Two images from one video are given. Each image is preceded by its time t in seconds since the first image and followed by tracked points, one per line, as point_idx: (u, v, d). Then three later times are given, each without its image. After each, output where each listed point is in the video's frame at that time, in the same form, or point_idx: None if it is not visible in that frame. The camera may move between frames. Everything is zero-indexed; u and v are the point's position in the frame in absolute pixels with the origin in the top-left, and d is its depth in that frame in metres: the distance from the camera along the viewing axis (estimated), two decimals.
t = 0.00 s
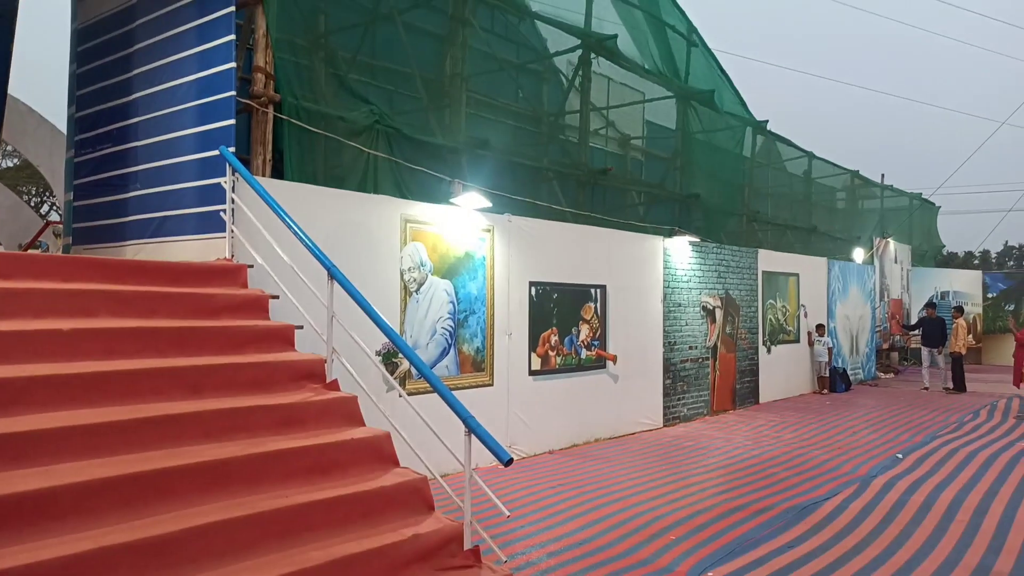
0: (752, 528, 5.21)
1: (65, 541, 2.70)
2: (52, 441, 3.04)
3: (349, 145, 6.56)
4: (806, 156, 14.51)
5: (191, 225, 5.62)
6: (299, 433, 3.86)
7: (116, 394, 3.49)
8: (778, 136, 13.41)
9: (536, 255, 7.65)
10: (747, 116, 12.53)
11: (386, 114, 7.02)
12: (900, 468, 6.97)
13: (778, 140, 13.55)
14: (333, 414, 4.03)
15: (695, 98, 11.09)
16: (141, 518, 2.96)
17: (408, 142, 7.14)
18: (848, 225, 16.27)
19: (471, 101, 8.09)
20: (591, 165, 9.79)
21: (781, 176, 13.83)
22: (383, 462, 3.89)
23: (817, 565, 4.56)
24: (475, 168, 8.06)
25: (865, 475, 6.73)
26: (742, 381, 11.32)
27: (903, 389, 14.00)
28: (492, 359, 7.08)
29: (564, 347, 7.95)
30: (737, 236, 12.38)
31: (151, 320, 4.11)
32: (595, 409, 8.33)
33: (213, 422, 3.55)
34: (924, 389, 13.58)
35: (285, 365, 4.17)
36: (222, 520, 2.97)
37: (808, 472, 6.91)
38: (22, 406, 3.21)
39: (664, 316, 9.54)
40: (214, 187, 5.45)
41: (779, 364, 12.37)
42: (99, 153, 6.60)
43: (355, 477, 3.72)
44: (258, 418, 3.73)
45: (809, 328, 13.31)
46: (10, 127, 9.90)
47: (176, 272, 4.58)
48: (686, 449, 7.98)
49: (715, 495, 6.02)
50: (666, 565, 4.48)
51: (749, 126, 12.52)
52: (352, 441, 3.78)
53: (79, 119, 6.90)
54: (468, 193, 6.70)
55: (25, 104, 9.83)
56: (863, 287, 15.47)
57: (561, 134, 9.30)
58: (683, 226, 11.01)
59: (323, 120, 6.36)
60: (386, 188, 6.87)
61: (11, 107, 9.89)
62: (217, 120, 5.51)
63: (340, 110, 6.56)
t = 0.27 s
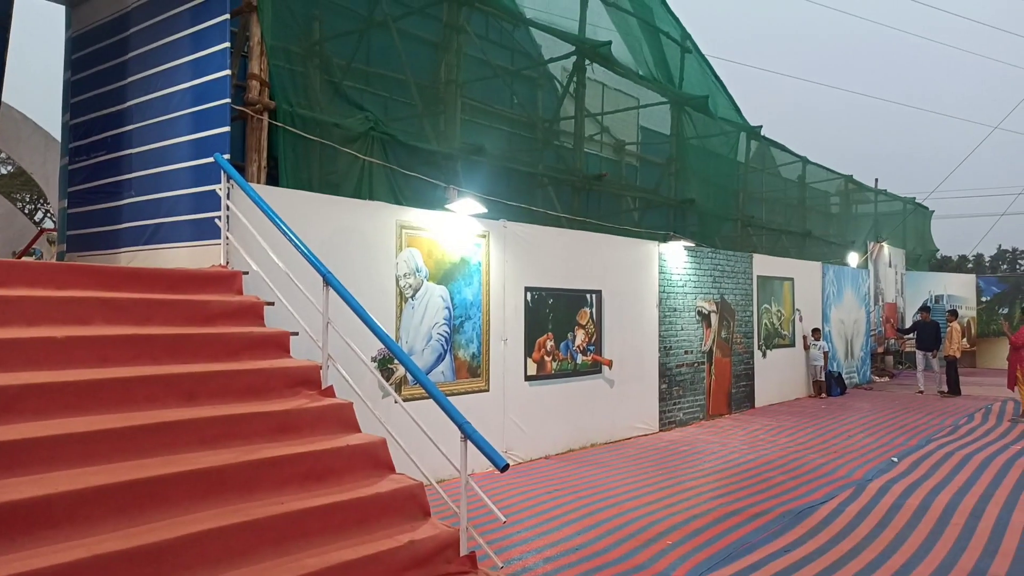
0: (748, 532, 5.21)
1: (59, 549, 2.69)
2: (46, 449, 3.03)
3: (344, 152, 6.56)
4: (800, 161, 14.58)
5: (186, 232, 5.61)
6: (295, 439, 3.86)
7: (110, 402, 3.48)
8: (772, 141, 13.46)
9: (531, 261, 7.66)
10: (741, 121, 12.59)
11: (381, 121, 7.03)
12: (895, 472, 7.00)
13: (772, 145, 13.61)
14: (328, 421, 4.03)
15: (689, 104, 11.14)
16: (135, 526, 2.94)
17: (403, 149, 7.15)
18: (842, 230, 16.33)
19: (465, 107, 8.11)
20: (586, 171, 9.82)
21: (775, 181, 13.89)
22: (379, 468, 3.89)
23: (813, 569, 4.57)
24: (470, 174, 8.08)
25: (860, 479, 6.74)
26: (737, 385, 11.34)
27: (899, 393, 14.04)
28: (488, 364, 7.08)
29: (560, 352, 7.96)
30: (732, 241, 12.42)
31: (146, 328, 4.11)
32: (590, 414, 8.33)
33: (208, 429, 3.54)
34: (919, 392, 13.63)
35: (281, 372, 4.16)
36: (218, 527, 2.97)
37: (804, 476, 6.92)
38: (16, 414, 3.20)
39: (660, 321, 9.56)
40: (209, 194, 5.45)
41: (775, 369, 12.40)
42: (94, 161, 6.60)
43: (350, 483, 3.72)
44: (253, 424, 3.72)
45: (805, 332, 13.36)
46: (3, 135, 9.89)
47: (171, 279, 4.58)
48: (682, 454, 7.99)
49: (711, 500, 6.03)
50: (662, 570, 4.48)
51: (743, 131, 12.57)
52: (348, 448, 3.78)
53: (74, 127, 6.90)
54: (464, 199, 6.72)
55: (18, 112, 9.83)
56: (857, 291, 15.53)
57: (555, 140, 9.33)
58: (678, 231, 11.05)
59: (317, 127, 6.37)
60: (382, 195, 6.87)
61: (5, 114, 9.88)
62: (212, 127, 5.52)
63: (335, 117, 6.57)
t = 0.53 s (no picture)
0: (742, 534, 5.23)
1: (51, 552, 2.68)
2: (38, 452, 3.02)
3: (338, 154, 6.56)
4: (793, 163, 14.65)
5: (179, 234, 5.60)
6: (288, 442, 3.85)
7: (103, 404, 3.47)
8: (765, 144, 13.52)
9: (525, 263, 7.67)
10: (734, 124, 12.64)
11: (375, 123, 7.02)
12: (887, 473, 7.02)
13: (766, 147, 13.66)
14: (322, 424, 4.02)
15: (683, 107, 11.16)
16: (127, 529, 2.93)
17: (397, 152, 7.14)
18: (835, 232, 16.41)
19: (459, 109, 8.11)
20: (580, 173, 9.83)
21: (769, 183, 13.94)
22: (373, 471, 3.89)
23: (806, 571, 4.58)
24: (464, 176, 8.08)
25: (853, 481, 6.77)
26: (731, 387, 11.37)
27: (892, 394, 14.09)
28: (482, 366, 7.08)
29: (554, 354, 7.97)
30: (726, 243, 12.46)
31: (139, 331, 4.10)
32: (584, 416, 8.34)
33: (201, 432, 3.53)
34: (912, 394, 13.69)
35: (274, 374, 4.16)
36: (211, 530, 2.96)
37: (797, 477, 6.95)
38: (8, 417, 3.19)
39: (653, 323, 9.58)
40: (202, 196, 5.44)
41: (768, 370, 12.44)
42: (86, 163, 6.57)
43: (344, 486, 3.71)
44: (246, 427, 3.71)
45: (798, 334, 13.42)
46: None
47: (164, 281, 4.57)
48: (676, 455, 8.00)
49: (704, 501, 6.04)
50: (655, 572, 4.49)
51: (737, 134, 12.61)
52: (341, 451, 3.77)
53: (66, 129, 6.88)
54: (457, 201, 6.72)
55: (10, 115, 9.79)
56: (850, 292, 15.61)
57: (549, 142, 9.34)
58: (672, 234, 11.07)
59: (311, 130, 6.36)
60: (375, 197, 6.86)
61: None
62: (205, 130, 5.51)
63: (328, 119, 6.56)
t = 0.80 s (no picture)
0: (736, 535, 5.24)
1: (43, 553, 2.66)
2: (31, 453, 3.00)
3: (333, 155, 6.55)
4: (787, 166, 14.71)
5: (173, 234, 5.58)
6: (282, 443, 3.84)
7: (96, 405, 3.46)
8: (759, 146, 13.56)
9: (520, 265, 7.67)
10: (729, 127, 12.67)
11: (370, 124, 7.02)
12: (881, 476, 7.04)
13: (760, 150, 13.71)
14: (316, 425, 4.01)
15: (678, 109, 11.19)
16: (120, 530, 2.92)
17: (392, 152, 7.14)
18: (829, 235, 16.47)
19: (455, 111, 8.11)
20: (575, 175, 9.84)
21: (763, 186, 13.99)
22: (367, 472, 3.88)
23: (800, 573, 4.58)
24: (459, 178, 8.09)
25: (847, 482, 6.79)
26: (725, 389, 11.40)
27: (885, 396, 14.14)
28: (477, 367, 7.07)
29: (549, 355, 7.97)
30: (720, 246, 12.49)
31: (132, 331, 4.08)
32: (579, 418, 8.34)
33: (195, 433, 3.52)
34: (905, 396, 13.73)
35: (268, 375, 4.15)
36: (204, 532, 2.95)
37: (791, 479, 6.96)
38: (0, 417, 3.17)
39: (648, 325, 9.60)
40: (196, 197, 5.42)
41: (763, 372, 12.47)
42: (80, 162, 6.55)
43: (338, 487, 3.70)
44: (240, 428, 3.70)
45: (792, 336, 13.47)
46: None
47: (158, 282, 4.55)
48: (670, 457, 8.01)
49: (699, 503, 6.05)
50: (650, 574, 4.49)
51: (731, 136, 12.65)
52: (335, 452, 3.76)
53: (60, 129, 6.85)
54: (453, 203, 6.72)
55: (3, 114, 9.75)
56: (844, 295, 15.66)
57: (545, 144, 9.34)
58: (667, 236, 11.09)
59: (305, 130, 6.34)
60: (370, 198, 6.86)
61: None
62: (200, 130, 5.49)
63: (323, 120, 6.55)
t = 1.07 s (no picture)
0: (730, 538, 5.24)
1: (35, 557, 2.64)
2: (22, 456, 2.98)
3: (328, 156, 6.54)
4: (782, 169, 14.74)
5: (167, 235, 5.56)
6: (276, 446, 3.82)
7: (89, 407, 3.44)
8: (754, 149, 13.59)
9: (515, 267, 7.67)
10: (724, 130, 12.70)
11: (365, 126, 7.00)
12: (874, 479, 7.06)
13: (755, 153, 13.74)
14: (310, 427, 4.00)
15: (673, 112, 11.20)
16: (113, 534, 2.90)
17: (387, 154, 7.14)
18: (824, 238, 16.52)
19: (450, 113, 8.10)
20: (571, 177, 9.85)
21: (757, 189, 14.03)
22: (361, 475, 3.87)
23: None
24: (454, 180, 8.08)
25: (840, 485, 6.80)
26: (720, 392, 11.41)
27: (879, 399, 14.18)
28: (471, 369, 7.07)
29: (544, 357, 7.96)
30: (715, 248, 12.52)
31: (126, 333, 4.06)
32: (573, 420, 8.33)
33: (188, 435, 3.51)
34: (899, 399, 13.78)
35: (262, 377, 4.13)
36: (198, 535, 2.94)
37: (785, 482, 6.97)
38: None
39: (643, 327, 9.61)
40: (191, 198, 5.40)
41: (757, 375, 12.50)
42: (74, 163, 6.52)
43: (332, 491, 3.69)
44: (234, 431, 3.68)
45: (787, 339, 13.50)
46: None
47: (151, 284, 4.53)
48: (665, 460, 8.02)
49: (693, 506, 6.05)
50: None
51: (726, 139, 12.67)
52: (329, 455, 3.75)
53: (53, 129, 6.82)
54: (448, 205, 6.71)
55: None
56: (838, 298, 15.71)
57: (540, 146, 9.34)
58: (661, 238, 11.11)
59: (300, 131, 6.33)
60: (365, 200, 6.84)
61: None
62: (194, 131, 5.48)
63: (319, 122, 6.54)
